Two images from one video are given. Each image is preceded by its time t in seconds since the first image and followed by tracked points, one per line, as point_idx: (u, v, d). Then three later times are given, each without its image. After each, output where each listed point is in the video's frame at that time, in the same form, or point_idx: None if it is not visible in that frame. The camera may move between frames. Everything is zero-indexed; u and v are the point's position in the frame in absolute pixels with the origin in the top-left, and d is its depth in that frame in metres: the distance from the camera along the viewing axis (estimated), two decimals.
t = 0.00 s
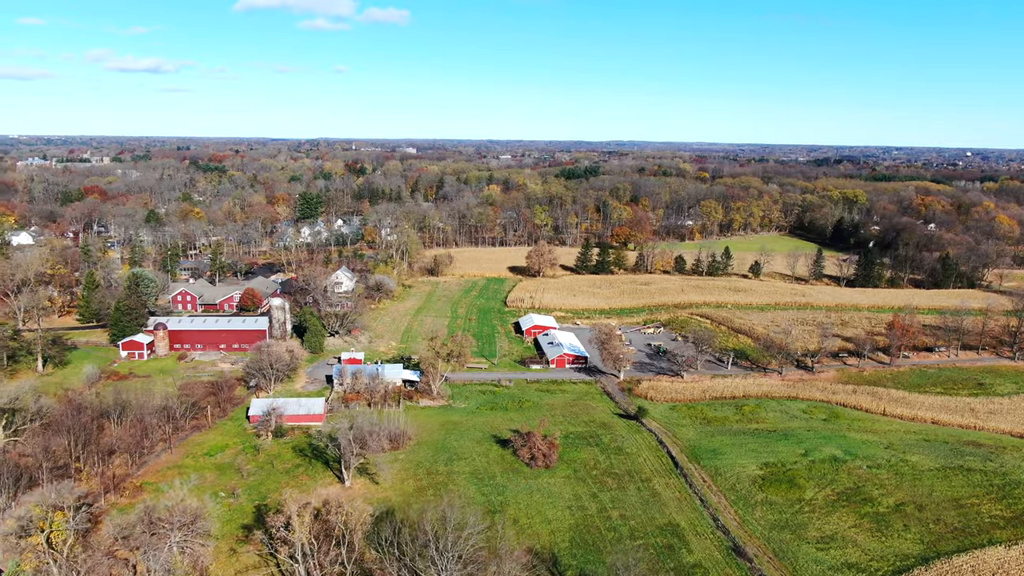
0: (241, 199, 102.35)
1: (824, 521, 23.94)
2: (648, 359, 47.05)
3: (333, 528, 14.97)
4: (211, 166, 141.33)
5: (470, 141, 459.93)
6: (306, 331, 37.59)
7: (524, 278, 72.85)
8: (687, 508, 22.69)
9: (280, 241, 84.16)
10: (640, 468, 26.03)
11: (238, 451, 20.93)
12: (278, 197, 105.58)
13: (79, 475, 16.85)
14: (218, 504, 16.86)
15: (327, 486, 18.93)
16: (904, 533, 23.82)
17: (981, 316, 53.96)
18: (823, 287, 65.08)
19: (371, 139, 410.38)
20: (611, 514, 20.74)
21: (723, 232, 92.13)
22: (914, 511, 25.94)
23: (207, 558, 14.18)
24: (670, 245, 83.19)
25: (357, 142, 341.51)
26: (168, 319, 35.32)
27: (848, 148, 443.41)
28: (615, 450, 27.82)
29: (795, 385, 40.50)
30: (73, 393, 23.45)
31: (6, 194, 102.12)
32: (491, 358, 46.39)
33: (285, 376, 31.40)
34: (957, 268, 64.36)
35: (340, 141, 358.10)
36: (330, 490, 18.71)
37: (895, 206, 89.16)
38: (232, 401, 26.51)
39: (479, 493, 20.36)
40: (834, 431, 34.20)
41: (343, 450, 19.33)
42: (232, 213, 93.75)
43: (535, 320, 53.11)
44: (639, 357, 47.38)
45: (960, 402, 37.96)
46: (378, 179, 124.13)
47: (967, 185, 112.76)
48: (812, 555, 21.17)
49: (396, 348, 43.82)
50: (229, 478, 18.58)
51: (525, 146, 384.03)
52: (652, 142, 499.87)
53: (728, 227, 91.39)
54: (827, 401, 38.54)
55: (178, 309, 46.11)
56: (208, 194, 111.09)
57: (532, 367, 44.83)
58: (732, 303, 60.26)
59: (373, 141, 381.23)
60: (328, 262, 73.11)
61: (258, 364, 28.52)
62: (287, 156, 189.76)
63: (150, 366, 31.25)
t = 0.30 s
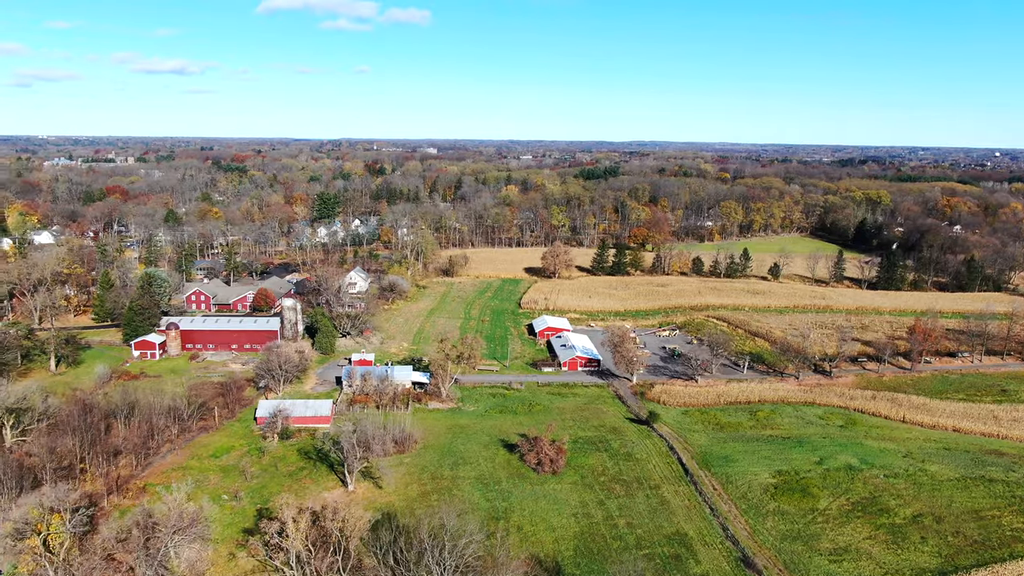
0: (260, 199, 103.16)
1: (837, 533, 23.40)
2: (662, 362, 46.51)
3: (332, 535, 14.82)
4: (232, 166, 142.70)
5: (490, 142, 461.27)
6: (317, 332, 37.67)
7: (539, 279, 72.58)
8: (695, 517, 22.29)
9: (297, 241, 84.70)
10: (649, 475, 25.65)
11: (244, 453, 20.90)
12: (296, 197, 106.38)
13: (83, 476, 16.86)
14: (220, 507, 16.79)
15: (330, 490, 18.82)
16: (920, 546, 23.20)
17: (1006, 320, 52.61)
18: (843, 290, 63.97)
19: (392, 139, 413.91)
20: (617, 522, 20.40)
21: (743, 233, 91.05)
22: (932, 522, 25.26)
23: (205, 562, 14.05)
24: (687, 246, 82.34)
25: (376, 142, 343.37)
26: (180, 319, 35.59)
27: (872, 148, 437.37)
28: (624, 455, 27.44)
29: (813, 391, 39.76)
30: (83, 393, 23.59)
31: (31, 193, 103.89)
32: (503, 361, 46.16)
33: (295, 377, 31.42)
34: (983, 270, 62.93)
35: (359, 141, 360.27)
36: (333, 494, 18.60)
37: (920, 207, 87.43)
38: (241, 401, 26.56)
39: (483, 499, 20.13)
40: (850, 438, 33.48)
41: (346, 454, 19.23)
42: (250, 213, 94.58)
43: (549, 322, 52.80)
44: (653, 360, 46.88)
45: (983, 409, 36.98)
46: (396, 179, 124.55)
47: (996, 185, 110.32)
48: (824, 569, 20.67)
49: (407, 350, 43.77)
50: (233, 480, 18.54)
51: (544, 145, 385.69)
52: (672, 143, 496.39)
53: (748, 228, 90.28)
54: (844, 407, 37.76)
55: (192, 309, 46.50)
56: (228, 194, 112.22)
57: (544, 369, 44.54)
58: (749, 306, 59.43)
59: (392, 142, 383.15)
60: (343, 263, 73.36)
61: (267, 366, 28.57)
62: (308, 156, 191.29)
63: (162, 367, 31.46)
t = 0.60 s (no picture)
0: (278, 199, 103.89)
1: (851, 545, 22.83)
2: (675, 366, 45.97)
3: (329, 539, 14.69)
4: (253, 167, 143.90)
5: (509, 142, 461.82)
6: (328, 333, 37.72)
7: (554, 280, 72.21)
8: (704, 527, 21.88)
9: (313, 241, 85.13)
10: (658, 482, 25.27)
11: (249, 455, 20.86)
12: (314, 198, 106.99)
13: (87, 476, 16.89)
14: (222, 510, 16.73)
15: (333, 494, 18.71)
16: (938, 560, 22.55)
17: None
18: (864, 293, 62.80)
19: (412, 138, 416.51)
20: (624, 531, 20.04)
21: (763, 234, 89.89)
22: (950, 535, 24.58)
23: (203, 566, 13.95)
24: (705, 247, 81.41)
25: (399, 142, 346.09)
26: (192, 318, 35.86)
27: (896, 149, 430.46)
28: (632, 461, 27.06)
29: (830, 396, 39.00)
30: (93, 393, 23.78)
31: (55, 193, 105.64)
32: (514, 363, 45.92)
33: (303, 378, 31.45)
34: (1010, 274, 61.44)
35: (378, 142, 361.93)
36: (336, 499, 18.48)
37: (945, 208, 85.63)
38: (249, 402, 26.62)
39: (487, 505, 19.91)
40: (867, 446, 32.74)
41: (349, 459, 19.10)
42: (268, 213, 95.26)
43: (562, 324, 52.45)
44: (667, 364, 46.34)
45: (1007, 417, 35.98)
46: (414, 179, 124.87)
47: None
48: None
49: (418, 352, 43.71)
50: (237, 483, 18.50)
51: (564, 145, 385.26)
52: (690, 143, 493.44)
53: (769, 229, 89.11)
54: (862, 414, 36.99)
55: (206, 310, 46.90)
56: (247, 194, 113.16)
57: (556, 372, 44.21)
58: (766, 309, 58.57)
59: (411, 142, 384.65)
60: (358, 263, 73.57)
61: (276, 367, 28.65)
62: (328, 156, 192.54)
63: (173, 367, 31.69)
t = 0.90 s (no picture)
0: (296, 199, 104.63)
1: (864, 558, 22.28)
2: (689, 369, 45.43)
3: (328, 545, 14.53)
4: (273, 167, 145.12)
5: (528, 142, 462.00)
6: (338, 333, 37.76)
7: (569, 282, 71.86)
8: (712, 537, 21.49)
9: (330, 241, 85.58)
10: (666, 490, 24.90)
11: (253, 458, 20.83)
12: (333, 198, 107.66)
13: (91, 478, 16.87)
14: (222, 514, 16.66)
15: (334, 498, 18.61)
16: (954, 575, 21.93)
17: None
18: (886, 296, 61.65)
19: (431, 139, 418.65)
20: (629, 540, 19.71)
21: (783, 236, 88.74)
22: (968, 548, 23.90)
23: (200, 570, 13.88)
24: (723, 248, 80.49)
25: (420, 143, 347.94)
26: (203, 318, 36.13)
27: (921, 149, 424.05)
28: (641, 468, 26.70)
29: (847, 402, 38.24)
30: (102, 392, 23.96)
31: (79, 193, 107.41)
32: (525, 366, 45.69)
33: (312, 380, 31.48)
34: None
35: (397, 143, 363.78)
36: (337, 503, 18.37)
37: (972, 210, 83.82)
38: (257, 402, 26.68)
39: (490, 511, 19.70)
40: (884, 455, 31.99)
41: (351, 463, 18.97)
42: (286, 213, 95.96)
43: (575, 326, 52.08)
44: (681, 368, 45.81)
45: None
46: (432, 179, 125.15)
47: None
48: None
49: (429, 354, 43.64)
50: (239, 486, 18.44)
51: (582, 146, 384.20)
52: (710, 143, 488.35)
53: (789, 231, 87.94)
54: (880, 421, 36.19)
55: (220, 310, 47.29)
56: (267, 194, 114.15)
57: (567, 375, 43.91)
58: (784, 312, 57.71)
59: (430, 143, 386.12)
60: (373, 264, 73.80)
61: (284, 368, 28.70)
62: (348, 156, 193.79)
63: (183, 367, 31.93)
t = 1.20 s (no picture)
0: (314, 199, 105.29)
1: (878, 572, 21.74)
2: (704, 374, 44.84)
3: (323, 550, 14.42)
4: (293, 167, 146.21)
5: (548, 142, 462.46)
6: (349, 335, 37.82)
7: (584, 283, 71.46)
8: (720, 547, 21.10)
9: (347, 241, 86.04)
10: (675, 498, 24.54)
11: (258, 460, 20.79)
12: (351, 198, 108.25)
13: (94, 479, 16.93)
14: (223, 517, 16.63)
15: (337, 503, 18.52)
16: None
17: None
18: (909, 300, 60.39)
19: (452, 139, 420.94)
20: (635, 550, 19.39)
21: (804, 237, 87.47)
22: (987, 562, 23.22)
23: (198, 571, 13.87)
24: (741, 250, 79.48)
25: (440, 143, 349.52)
26: (216, 319, 36.42)
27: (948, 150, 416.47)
28: (650, 475, 26.35)
29: (865, 409, 37.44)
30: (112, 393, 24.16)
31: (102, 193, 109.08)
32: (537, 369, 45.43)
33: (321, 382, 31.52)
34: None
35: (417, 143, 365.02)
36: (339, 508, 18.28)
37: (1000, 211, 81.84)
38: (265, 403, 26.73)
39: (494, 518, 19.51)
40: (901, 464, 31.26)
41: (354, 467, 18.86)
42: (304, 212, 96.62)
43: (588, 329, 51.66)
44: (695, 372, 45.25)
45: None
46: (450, 180, 125.20)
47: None
48: None
49: (440, 356, 43.54)
50: (243, 489, 18.45)
51: (603, 146, 383.72)
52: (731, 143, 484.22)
53: (810, 232, 86.65)
54: (899, 429, 35.38)
55: (233, 310, 47.70)
56: (286, 194, 115.12)
57: (579, 378, 43.58)
58: (802, 316, 56.79)
59: (449, 143, 386.75)
60: (389, 265, 73.98)
61: (293, 370, 28.78)
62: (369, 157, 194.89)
63: (194, 367, 32.18)
